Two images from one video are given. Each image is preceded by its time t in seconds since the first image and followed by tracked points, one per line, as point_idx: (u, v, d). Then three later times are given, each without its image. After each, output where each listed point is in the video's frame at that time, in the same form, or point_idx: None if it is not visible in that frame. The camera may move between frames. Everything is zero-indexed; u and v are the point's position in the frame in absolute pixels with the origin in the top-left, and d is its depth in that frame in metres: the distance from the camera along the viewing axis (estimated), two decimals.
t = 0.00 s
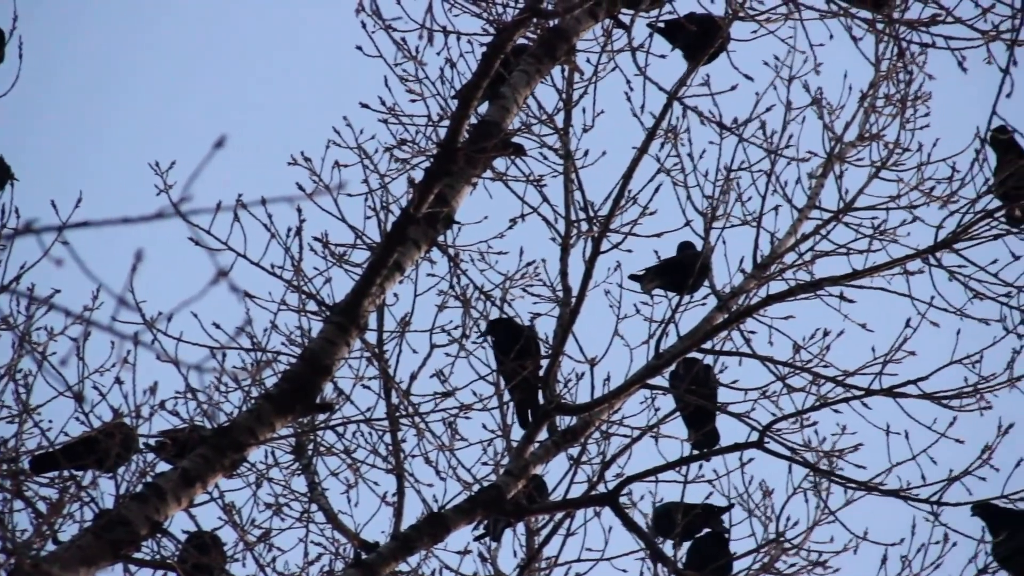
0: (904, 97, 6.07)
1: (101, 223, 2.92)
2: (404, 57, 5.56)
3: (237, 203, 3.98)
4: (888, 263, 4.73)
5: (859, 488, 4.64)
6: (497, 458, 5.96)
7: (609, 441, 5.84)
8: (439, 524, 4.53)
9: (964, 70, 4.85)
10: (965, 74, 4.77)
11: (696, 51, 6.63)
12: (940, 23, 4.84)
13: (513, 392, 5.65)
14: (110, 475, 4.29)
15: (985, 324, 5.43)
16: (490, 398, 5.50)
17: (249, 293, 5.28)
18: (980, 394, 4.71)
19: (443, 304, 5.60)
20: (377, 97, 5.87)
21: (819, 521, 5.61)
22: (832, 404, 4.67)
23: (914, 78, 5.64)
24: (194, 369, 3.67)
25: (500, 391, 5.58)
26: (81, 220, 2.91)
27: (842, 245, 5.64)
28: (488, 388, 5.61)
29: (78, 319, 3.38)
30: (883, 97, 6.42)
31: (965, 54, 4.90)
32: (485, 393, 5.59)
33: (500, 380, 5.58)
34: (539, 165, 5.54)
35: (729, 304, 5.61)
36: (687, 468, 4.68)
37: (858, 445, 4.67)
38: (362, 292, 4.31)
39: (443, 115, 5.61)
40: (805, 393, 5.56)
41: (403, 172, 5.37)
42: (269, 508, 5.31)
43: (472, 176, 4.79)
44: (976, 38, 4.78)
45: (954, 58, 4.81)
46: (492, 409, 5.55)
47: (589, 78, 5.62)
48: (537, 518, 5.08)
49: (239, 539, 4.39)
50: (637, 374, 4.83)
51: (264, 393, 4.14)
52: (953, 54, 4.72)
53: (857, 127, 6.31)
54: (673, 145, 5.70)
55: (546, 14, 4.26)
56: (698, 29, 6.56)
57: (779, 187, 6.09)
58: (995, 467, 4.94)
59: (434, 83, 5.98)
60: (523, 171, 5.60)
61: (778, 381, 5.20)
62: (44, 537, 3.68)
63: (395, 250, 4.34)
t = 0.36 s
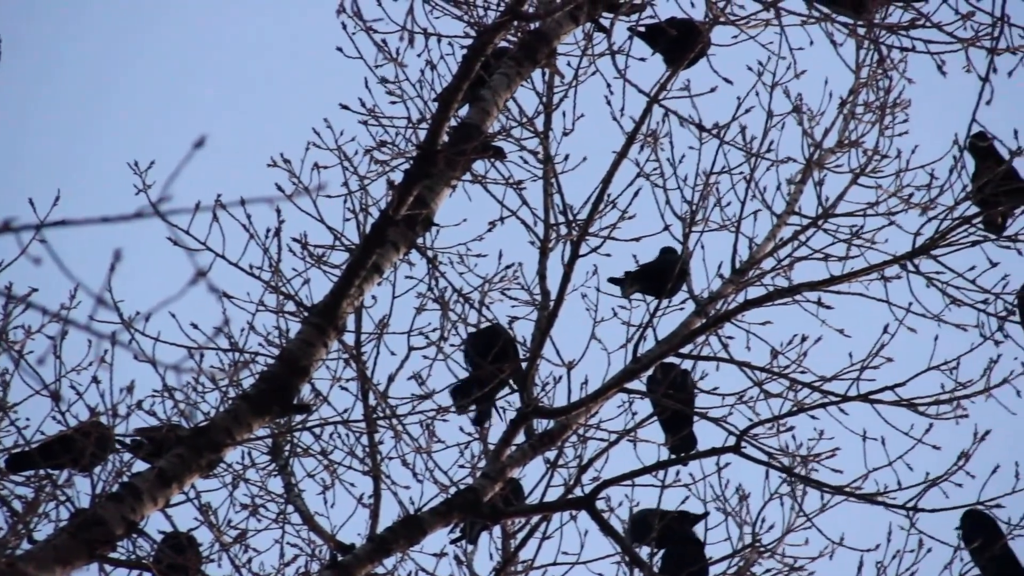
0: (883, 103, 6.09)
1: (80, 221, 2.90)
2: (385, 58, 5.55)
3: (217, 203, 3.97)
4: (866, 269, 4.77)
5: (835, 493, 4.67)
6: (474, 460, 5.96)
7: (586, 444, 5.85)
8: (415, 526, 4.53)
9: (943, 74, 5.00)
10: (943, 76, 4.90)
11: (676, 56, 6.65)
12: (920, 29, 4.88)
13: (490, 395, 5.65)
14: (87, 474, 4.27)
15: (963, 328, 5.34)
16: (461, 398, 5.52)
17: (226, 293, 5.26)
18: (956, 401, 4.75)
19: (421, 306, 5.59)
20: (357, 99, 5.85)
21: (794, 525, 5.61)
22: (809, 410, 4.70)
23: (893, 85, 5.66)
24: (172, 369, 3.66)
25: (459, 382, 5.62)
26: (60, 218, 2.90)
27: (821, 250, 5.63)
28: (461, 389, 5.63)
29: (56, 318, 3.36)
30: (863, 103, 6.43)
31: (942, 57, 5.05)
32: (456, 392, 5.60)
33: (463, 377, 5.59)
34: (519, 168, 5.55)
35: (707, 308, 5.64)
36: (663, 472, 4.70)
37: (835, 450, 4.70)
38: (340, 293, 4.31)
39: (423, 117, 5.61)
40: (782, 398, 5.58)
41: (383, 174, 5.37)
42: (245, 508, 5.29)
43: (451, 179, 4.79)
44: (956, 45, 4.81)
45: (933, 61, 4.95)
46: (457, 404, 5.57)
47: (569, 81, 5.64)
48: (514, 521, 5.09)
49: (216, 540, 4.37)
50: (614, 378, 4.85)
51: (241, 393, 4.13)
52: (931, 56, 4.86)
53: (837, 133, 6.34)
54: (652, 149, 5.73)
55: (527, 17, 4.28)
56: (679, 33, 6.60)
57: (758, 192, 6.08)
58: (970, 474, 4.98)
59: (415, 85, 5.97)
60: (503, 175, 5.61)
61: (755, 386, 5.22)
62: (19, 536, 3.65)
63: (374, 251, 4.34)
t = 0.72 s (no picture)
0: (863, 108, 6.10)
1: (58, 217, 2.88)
2: (365, 57, 5.53)
3: (196, 200, 3.97)
4: (844, 274, 4.82)
5: (810, 498, 4.71)
6: (450, 461, 5.96)
7: (562, 445, 5.86)
8: (390, 527, 4.54)
9: (923, 81, 4.95)
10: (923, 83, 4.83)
11: (656, 58, 6.69)
12: (900, 35, 4.92)
13: (467, 396, 5.66)
14: (61, 470, 4.24)
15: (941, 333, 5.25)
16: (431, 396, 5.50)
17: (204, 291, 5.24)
18: (932, 407, 4.78)
19: (399, 306, 5.58)
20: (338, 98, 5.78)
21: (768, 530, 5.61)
22: (785, 415, 4.73)
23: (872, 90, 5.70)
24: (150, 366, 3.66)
25: (418, 372, 5.67)
26: (37, 214, 2.88)
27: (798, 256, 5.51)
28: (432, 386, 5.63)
29: (32, 315, 3.34)
30: (843, 108, 6.43)
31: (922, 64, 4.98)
32: (424, 387, 5.62)
33: (427, 369, 5.61)
34: (498, 168, 5.56)
35: (685, 311, 5.67)
36: (639, 475, 4.73)
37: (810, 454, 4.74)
38: (318, 293, 4.30)
39: (403, 116, 5.60)
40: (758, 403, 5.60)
41: (362, 174, 5.36)
42: (221, 506, 5.27)
43: (431, 179, 4.80)
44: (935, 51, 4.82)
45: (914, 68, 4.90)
46: (419, 399, 5.58)
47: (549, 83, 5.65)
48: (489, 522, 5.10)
49: (191, 538, 4.35)
50: (591, 380, 4.88)
51: (218, 392, 4.12)
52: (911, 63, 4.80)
53: (817, 137, 6.36)
54: (632, 152, 5.75)
55: (508, 19, 4.29)
56: (659, 36, 6.65)
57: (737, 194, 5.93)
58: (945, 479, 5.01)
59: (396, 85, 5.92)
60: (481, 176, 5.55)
61: (732, 390, 5.24)
62: None
63: (352, 251, 4.34)
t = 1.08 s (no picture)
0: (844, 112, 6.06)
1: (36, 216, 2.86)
2: (346, 56, 5.51)
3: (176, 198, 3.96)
4: (823, 278, 4.86)
5: (787, 500, 4.74)
6: (428, 461, 5.96)
7: (540, 447, 5.87)
8: (368, 527, 4.54)
9: (903, 86, 4.86)
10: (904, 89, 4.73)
11: (638, 60, 6.75)
12: (881, 40, 4.95)
13: (446, 396, 5.66)
14: (38, 468, 4.22)
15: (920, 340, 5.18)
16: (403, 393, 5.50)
17: (182, 289, 5.21)
18: (910, 411, 4.82)
19: (379, 306, 5.58)
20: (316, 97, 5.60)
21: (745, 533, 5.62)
22: (763, 417, 4.76)
23: (853, 94, 5.73)
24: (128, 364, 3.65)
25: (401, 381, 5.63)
26: (16, 212, 2.87)
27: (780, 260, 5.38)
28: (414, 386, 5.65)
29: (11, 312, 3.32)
30: (824, 111, 6.44)
31: (903, 70, 4.86)
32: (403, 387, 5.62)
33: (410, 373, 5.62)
34: (478, 169, 5.56)
35: (665, 313, 5.69)
36: (617, 476, 4.75)
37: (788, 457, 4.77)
38: (298, 292, 4.30)
39: (384, 116, 5.59)
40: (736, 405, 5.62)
41: (343, 173, 5.35)
42: (198, 505, 5.25)
43: (411, 179, 4.81)
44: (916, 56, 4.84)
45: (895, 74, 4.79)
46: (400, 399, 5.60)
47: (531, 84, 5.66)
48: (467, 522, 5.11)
49: (168, 536, 4.34)
50: (570, 382, 4.89)
51: (196, 390, 4.11)
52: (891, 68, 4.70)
53: (797, 141, 6.40)
54: (613, 154, 5.76)
55: (490, 20, 4.30)
56: (640, 39, 6.70)
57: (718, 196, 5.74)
58: (922, 483, 5.05)
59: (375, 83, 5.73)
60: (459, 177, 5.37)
61: (711, 392, 5.26)
62: None
63: (332, 251, 4.34)
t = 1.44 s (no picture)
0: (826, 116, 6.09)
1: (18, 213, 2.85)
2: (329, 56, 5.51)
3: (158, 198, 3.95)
4: (805, 282, 4.90)
5: (767, 504, 4.76)
6: (409, 462, 5.95)
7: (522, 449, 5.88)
8: (348, 528, 4.54)
9: (886, 88, 4.90)
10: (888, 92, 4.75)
11: (620, 63, 6.78)
12: (864, 44, 4.98)
13: (427, 398, 5.66)
14: (18, 467, 4.20)
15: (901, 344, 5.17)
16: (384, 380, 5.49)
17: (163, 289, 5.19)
18: (890, 414, 4.87)
19: (361, 307, 5.57)
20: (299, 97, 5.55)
21: (724, 536, 5.64)
22: (744, 421, 4.79)
23: (836, 98, 5.76)
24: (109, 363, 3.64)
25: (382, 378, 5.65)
26: None
27: (760, 262, 5.41)
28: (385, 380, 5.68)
29: None
30: (806, 115, 6.47)
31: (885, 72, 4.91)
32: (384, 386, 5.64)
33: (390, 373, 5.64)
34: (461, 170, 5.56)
35: (646, 316, 5.71)
36: (598, 478, 4.77)
37: (769, 461, 4.80)
38: (279, 293, 4.30)
39: (367, 117, 5.59)
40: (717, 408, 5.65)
41: (325, 174, 5.34)
42: (178, 506, 5.24)
43: (393, 181, 4.81)
44: (898, 60, 4.87)
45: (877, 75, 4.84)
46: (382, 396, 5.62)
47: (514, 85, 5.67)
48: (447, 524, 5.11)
49: (148, 535, 4.33)
50: (551, 384, 4.91)
51: (177, 390, 4.11)
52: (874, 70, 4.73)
53: (779, 144, 6.43)
54: (595, 156, 5.78)
55: (474, 21, 4.30)
56: (622, 41, 6.73)
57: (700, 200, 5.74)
58: (902, 487, 5.04)
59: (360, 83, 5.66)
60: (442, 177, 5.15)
61: (693, 396, 5.27)
62: None
63: (314, 252, 4.34)
